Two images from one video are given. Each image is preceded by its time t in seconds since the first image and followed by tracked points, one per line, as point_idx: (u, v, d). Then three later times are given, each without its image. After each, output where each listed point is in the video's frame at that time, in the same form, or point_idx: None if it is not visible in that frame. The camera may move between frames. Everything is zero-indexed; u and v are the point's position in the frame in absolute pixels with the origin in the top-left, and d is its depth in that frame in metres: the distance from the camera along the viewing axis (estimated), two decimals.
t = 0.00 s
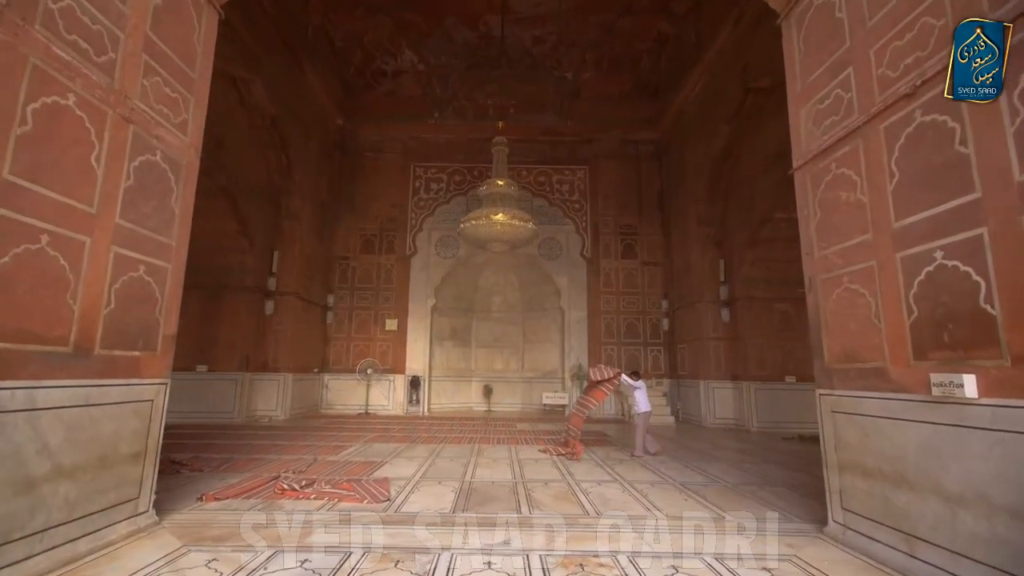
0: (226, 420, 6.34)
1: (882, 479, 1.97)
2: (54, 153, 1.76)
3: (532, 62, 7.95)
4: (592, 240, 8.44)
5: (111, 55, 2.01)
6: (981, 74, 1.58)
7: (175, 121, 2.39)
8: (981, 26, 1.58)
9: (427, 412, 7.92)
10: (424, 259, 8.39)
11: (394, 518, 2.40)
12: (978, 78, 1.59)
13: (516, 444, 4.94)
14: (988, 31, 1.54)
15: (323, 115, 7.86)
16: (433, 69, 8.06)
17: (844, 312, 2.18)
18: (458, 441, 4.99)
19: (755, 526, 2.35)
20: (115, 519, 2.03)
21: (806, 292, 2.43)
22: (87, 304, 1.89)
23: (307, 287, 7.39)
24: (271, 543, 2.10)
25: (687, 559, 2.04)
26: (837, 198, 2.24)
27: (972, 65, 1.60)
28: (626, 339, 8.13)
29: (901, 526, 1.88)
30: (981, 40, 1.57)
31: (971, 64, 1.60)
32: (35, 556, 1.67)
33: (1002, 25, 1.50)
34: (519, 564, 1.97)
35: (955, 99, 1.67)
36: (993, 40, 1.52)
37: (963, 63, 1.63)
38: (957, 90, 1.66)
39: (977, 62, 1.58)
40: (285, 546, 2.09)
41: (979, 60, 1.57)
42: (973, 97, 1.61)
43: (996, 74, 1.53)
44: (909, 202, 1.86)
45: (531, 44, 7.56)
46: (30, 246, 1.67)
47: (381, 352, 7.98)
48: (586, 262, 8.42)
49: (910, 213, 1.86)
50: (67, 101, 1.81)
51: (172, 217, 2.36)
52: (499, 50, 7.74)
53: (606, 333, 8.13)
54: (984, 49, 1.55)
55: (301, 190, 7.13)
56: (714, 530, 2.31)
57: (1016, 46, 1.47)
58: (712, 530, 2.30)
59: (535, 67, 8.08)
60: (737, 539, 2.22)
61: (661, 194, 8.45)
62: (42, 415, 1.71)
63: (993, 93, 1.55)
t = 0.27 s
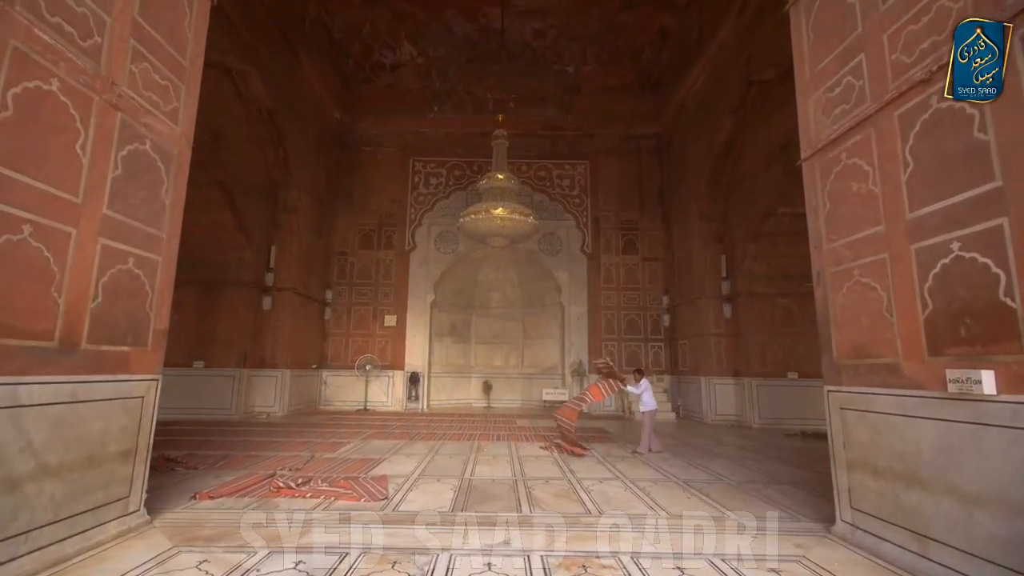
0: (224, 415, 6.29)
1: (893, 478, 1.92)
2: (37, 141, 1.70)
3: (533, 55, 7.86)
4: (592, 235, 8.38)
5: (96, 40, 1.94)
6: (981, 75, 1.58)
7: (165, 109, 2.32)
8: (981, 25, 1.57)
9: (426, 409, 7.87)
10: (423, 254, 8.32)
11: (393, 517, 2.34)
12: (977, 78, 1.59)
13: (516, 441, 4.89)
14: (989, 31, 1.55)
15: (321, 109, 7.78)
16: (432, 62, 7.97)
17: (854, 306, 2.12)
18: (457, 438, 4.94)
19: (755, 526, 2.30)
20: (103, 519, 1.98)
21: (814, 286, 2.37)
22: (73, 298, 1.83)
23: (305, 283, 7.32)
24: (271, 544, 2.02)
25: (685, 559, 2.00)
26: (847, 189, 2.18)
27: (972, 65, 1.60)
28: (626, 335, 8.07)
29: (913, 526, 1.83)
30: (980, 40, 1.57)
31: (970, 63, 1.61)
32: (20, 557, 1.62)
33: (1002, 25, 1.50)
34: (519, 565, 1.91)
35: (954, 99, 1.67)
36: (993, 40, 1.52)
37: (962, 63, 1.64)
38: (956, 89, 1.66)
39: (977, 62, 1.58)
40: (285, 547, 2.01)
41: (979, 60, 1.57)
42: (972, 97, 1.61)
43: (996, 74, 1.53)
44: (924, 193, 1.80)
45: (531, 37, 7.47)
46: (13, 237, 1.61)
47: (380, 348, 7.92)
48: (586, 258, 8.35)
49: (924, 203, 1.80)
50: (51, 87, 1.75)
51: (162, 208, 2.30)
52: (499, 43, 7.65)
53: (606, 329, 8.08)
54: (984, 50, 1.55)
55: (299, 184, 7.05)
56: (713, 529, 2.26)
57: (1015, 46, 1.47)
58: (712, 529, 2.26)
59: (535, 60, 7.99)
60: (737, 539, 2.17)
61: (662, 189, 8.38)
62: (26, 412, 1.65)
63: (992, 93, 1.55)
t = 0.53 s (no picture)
0: (221, 411, 6.24)
1: (906, 477, 1.86)
2: (17, 127, 1.63)
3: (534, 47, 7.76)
4: (593, 230, 8.30)
5: (80, 22, 1.86)
6: (981, 75, 1.58)
7: (154, 96, 2.25)
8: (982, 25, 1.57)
9: (426, 404, 7.82)
10: (423, 249, 8.25)
11: (392, 517, 2.28)
12: (977, 78, 1.59)
13: (516, 437, 4.83)
14: (989, 31, 1.54)
15: (319, 102, 7.68)
16: (432, 55, 7.87)
17: (865, 299, 2.06)
18: (457, 434, 4.89)
19: (753, 525, 2.25)
20: (91, 519, 1.91)
21: (823, 280, 2.30)
22: (57, 291, 1.76)
23: (303, 278, 7.25)
24: (274, 547, 1.95)
25: (684, 559, 1.95)
26: (860, 178, 2.11)
27: (972, 65, 1.60)
28: (627, 330, 8.01)
29: (929, 527, 1.77)
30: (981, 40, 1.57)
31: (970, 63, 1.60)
32: (3, 559, 1.56)
33: (1002, 24, 1.50)
34: (520, 567, 1.84)
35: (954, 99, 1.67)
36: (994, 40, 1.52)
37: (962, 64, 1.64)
38: (956, 89, 1.66)
39: (977, 62, 1.58)
40: (285, 548, 1.94)
41: (979, 60, 1.57)
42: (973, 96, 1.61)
43: (996, 74, 1.53)
44: (942, 181, 1.73)
45: (532, 29, 7.37)
46: None
47: (379, 344, 7.86)
48: (587, 252, 8.28)
49: (943, 192, 1.73)
50: (31, 70, 1.67)
51: (152, 198, 2.22)
52: (499, 35, 7.54)
53: (607, 324, 8.02)
54: (984, 50, 1.55)
55: (297, 178, 6.97)
56: (712, 528, 2.21)
57: (1014, 47, 1.47)
58: (711, 528, 2.21)
59: (535, 53, 7.89)
60: (736, 538, 2.12)
61: (664, 183, 8.29)
62: (8, 409, 1.59)
63: (992, 93, 1.55)
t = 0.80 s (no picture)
0: (219, 407, 6.19)
1: (918, 475, 1.81)
2: None
3: (534, 40, 7.67)
4: (594, 224, 8.23)
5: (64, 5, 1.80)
6: (981, 75, 1.58)
7: (143, 84, 2.18)
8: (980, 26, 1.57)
9: (425, 400, 7.77)
10: (422, 244, 8.18)
11: (392, 515, 2.23)
12: (977, 78, 1.59)
13: (516, 433, 4.79)
14: (988, 31, 1.55)
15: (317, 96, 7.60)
16: (431, 47, 7.78)
17: (877, 292, 2.00)
18: (457, 430, 4.85)
19: (753, 522, 2.22)
20: (80, 518, 1.86)
21: (832, 272, 2.25)
22: (41, 283, 1.70)
23: (301, 273, 7.19)
24: (275, 548, 1.89)
25: (683, 558, 1.91)
26: (871, 168, 2.05)
27: (972, 65, 1.60)
28: (628, 325, 7.96)
29: (942, 527, 1.71)
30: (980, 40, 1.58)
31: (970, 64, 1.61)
32: None
33: (1002, 24, 1.50)
34: (520, 567, 1.80)
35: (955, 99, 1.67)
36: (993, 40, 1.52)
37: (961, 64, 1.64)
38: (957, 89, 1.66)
39: (977, 62, 1.59)
40: (285, 549, 1.89)
41: (979, 60, 1.57)
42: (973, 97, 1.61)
43: (996, 74, 1.53)
44: (959, 169, 1.67)
45: (532, 21, 7.28)
46: None
47: (378, 339, 7.81)
48: (587, 247, 8.22)
49: (959, 180, 1.67)
50: (13, 53, 1.60)
51: (141, 188, 2.16)
52: (499, 27, 7.46)
53: (607, 319, 7.97)
54: (984, 49, 1.55)
55: (295, 172, 6.90)
56: (713, 526, 2.17)
57: (1015, 46, 1.47)
58: (711, 526, 2.17)
59: (536, 45, 7.80)
60: (735, 537, 2.08)
61: (665, 177, 8.22)
62: None
63: (993, 93, 1.55)
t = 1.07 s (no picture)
0: (216, 403, 6.15)
1: (930, 474, 1.75)
2: None
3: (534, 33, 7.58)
4: (595, 220, 8.16)
5: None
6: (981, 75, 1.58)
7: (132, 72, 2.11)
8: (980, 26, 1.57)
9: (425, 397, 7.72)
10: (421, 240, 8.12)
11: (391, 515, 2.19)
12: (977, 78, 1.59)
13: (517, 430, 4.74)
14: (988, 31, 1.54)
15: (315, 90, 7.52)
16: (430, 41, 7.69)
17: (888, 286, 1.94)
18: (456, 427, 4.80)
19: (752, 521, 2.18)
20: (68, 519, 1.81)
21: (840, 266, 2.19)
22: (24, 277, 1.64)
23: (300, 269, 7.14)
24: (275, 548, 1.85)
25: (683, 559, 1.86)
26: (882, 158, 1.99)
27: (972, 65, 1.60)
28: (629, 322, 7.91)
29: (955, 528, 1.66)
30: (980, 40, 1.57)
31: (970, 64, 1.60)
32: None
33: (1002, 25, 1.50)
34: (520, 568, 1.75)
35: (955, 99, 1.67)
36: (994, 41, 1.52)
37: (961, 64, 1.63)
38: (956, 89, 1.65)
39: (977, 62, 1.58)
40: (285, 549, 1.85)
41: (979, 60, 1.57)
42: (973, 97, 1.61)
43: (996, 74, 1.53)
44: (975, 158, 1.61)
45: (532, 14, 7.20)
46: None
47: (377, 336, 7.76)
48: (588, 243, 8.15)
49: (976, 170, 1.60)
50: None
51: (130, 180, 2.10)
52: (499, 21, 7.38)
53: (608, 316, 7.91)
54: (984, 50, 1.55)
55: (293, 167, 6.84)
56: (713, 526, 2.12)
57: (1015, 47, 1.47)
58: (712, 525, 2.12)
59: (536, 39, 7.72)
60: (736, 536, 2.04)
61: (666, 172, 8.15)
62: None
63: (992, 93, 1.55)
